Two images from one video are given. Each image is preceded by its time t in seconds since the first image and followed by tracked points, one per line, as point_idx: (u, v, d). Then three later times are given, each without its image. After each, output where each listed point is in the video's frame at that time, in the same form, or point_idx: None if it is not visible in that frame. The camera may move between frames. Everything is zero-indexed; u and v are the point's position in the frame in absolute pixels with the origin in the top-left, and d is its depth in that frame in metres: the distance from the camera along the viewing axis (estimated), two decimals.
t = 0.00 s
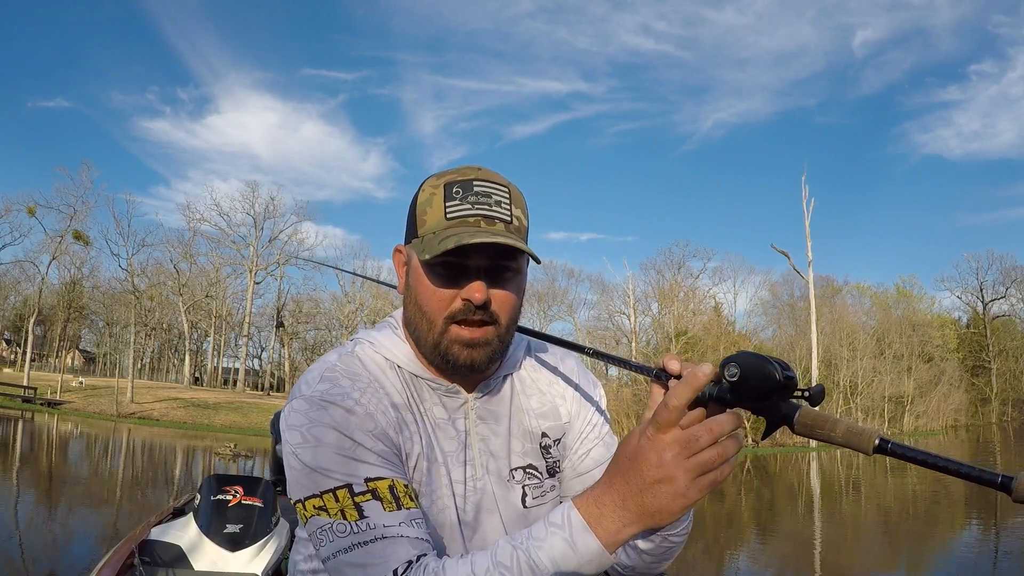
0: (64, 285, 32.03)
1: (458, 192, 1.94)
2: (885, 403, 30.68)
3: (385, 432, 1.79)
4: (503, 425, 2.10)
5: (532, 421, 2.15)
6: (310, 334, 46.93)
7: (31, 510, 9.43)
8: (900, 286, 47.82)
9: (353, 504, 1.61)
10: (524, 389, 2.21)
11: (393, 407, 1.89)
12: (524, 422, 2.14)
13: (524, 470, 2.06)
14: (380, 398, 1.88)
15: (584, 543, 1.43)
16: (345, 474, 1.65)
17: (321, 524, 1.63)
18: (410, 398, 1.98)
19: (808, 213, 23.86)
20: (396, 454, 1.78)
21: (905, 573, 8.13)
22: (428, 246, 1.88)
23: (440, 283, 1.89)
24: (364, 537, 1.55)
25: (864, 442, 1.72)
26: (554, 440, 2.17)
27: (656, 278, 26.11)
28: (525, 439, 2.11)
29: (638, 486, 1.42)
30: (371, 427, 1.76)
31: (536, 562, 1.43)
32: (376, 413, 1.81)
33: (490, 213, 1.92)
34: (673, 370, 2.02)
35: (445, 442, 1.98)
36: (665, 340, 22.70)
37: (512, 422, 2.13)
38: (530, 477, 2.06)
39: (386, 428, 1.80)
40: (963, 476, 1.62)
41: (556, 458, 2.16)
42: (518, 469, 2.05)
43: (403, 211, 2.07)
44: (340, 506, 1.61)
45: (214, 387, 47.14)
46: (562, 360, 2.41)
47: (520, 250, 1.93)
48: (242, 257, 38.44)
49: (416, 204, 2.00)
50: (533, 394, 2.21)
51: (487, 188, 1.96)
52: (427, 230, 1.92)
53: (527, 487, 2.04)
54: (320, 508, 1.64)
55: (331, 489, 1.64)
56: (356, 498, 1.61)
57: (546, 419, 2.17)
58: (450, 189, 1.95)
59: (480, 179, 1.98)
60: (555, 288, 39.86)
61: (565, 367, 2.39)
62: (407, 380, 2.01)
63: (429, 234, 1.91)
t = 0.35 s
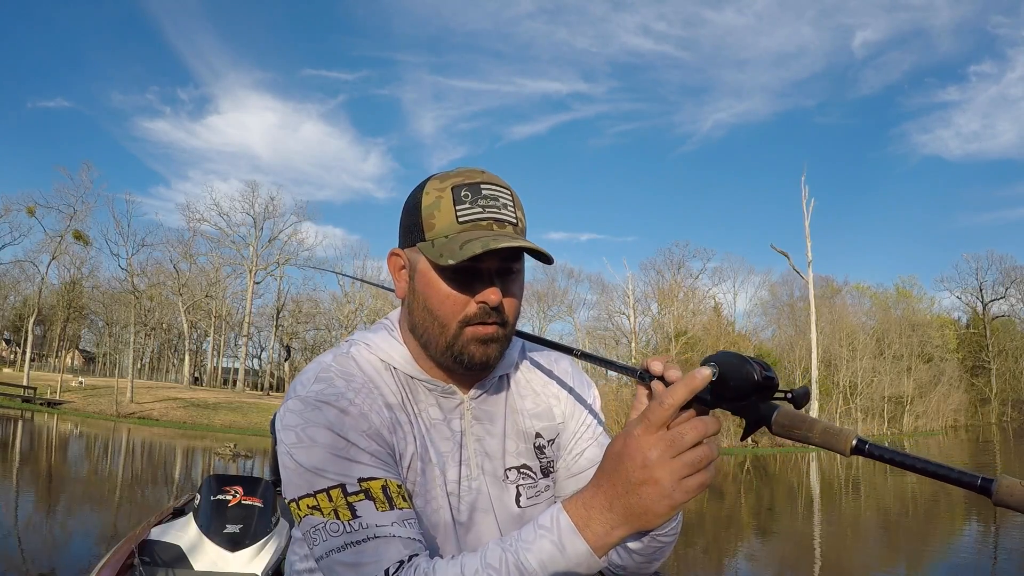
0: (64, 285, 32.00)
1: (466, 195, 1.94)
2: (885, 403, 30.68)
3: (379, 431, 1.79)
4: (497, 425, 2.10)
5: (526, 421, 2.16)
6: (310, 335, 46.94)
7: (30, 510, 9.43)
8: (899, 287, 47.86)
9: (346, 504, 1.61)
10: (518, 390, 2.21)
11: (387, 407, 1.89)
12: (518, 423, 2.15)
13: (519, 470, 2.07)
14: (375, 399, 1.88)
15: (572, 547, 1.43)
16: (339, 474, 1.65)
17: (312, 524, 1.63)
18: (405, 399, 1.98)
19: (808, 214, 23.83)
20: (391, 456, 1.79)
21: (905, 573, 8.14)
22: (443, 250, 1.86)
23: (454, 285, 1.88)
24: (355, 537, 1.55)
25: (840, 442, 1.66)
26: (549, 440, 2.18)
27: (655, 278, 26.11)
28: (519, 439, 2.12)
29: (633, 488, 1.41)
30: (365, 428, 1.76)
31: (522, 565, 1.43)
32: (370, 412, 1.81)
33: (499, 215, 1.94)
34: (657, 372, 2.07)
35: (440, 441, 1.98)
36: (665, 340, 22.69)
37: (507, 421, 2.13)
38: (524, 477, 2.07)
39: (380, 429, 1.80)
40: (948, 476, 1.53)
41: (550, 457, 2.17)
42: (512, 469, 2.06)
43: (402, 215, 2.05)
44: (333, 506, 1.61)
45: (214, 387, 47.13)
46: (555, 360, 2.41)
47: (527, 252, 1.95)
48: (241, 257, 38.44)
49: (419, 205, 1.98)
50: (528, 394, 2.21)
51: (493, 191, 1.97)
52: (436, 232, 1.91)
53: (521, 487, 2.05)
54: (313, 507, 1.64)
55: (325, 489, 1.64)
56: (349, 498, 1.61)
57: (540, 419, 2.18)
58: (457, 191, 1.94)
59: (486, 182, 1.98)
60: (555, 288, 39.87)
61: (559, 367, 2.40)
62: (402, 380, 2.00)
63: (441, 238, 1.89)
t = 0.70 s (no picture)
0: (63, 285, 31.98)
1: (468, 192, 1.94)
2: (884, 403, 30.69)
3: (372, 423, 1.79)
4: (495, 421, 2.11)
5: (524, 418, 2.17)
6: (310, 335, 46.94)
7: (30, 510, 9.43)
8: (899, 286, 47.92)
9: (323, 486, 1.54)
10: (517, 388, 2.22)
11: (382, 404, 1.89)
12: (516, 420, 2.16)
13: (516, 467, 2.08)
14: (372, 394, 1.87)
15: (536, 526, 1.30)
16: (319, 457, 1.60)
17: (291, 508, 1.57)
18: (400, 396, 1.98)
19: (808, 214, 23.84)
20: (379, 447, 1.76)
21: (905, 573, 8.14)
22: (449, 244, 1.85)
23: (458, 278, 1.87)
24: (328, 516, 1.48)
25: (809, 430, 1.65)
26: (546, 437, 2.18)
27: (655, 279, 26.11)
28: (517, 436, 2.13)
29: (623, 471, 1.30)
30: (358, 417, 1.75)
31: (482, 546, 1.31)
32: (365, 405, 1.82)
33: (501, 213, 1.95)
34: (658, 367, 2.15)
35: (437, 438, 1.98)
36: (664, 340, 22.70)
37: (505, 419, 2.14)
38: (523, 474, 2.08)
39: (373, 423, 1.79)
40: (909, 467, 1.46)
41: (548, 456, 2.17)
42: (510, 466, 2.07)
43: (402, 213, 2.05)
44: (310, 488, 1.55)
45: (214, 387, 47.13)
46: (552, 357, 2.39)
47: (528, 250, 1.96)
48: (241, 257, 38.45)
49: (421, 200, 1.97)
50: (525, 392, 2.22)
51: (495, 190, 1.97)
52: (440, 228, 1.90)
53: (519, 483, 2.06)
54: (293, 493, 1.58)
55: (305, 472, 1.58)
56: (326, 479, 1.55)
57: (537, 417, 2.19)
58: (460, 188, 1.94)
59: (487, 180, 1.99)
60: (555, 288, 39.89)
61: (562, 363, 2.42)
62: (400, 379, 2.00)
63: (445, 233, 1.88)
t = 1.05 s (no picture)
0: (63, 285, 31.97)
1: (471, 189, 1.92)
2: (884, 403, 30.70)
3: (368, 423, 1.76)
4: (497, 421, 2.10)
5: (525, 416, 2.17)
6: (309, 335, 46.93)
7: (29, 510, 9.42)
8: (898, 287, 47.97)
9: (311, 477, 1.52)
10: (519, 386, 2.22)
11: (382, 405, 1.87)
12: (518, 419, 2.16)
13: (519, 465, 2.09)
14: (372, 395, 1.86)
15: (522, 520, 1.27)
16: (311, 449, 1.57)
17: (280, 499, 1.54)
18: (399, 397, 1.96)
19: (808, 215, 23.83)
20: (375, 446, 1.74)
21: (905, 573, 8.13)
22: (456, 241, 1.82)
23: (465, 275, 1.85)
24: (311, 506, 1.46)
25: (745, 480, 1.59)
26: (549, 436, 2.19)
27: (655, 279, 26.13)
28: (519, 435, 2.13)
29: (634, 470, 1.30)
30: (354, 415, 1.73)
31: (466, 535, 1.28)
32: (364, 405, 1.79)
33: (503, 209, 1.95)
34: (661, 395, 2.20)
35: (438, 441, 1.97)
36: (664, 340, 22.71)
37: (506, 418, 2.14)
38: (526, 472, 2.09)
39: (369, 423, 1.77)
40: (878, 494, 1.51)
41: (550, 454, 2.18)
42: (513, 465, 2.08)
43: (400, 212, 2.01)
44: (299, 479, 1.52)
45: (214, 387, 47.09)
46: (551, 357, 2.38)
47: (533, 247, 1.95)
48: (240, 257, 38.48)
49: (423, 199, 1.94)
50: (527, 389, 2.22)
51: (494, 187, 1.97)
52: (445, 227, 1.87)
53: (523, 481, 2.07)
54: (282, 484, 1.55)
55: (296, 464, 1.55)
56: (315, 471, 1.52)
57: (540, 415, 2.19)
58: (463, 186, 1.92)
59: (488, 178, 1.98)
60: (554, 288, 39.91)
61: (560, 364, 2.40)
62: (400, 380, 1.98)
63: (451, 231, 1.86)
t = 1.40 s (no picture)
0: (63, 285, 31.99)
1: (472, 188, 1.93)
2: (884, 403, 30.71)
3: (364, 427, 1.74)
4: (499, 420, 2.09)
5: (527, 415, 2.17)
6: (309, 335, 46.94)
7: (29, 510, 9.42)
8: (898, 286, 48.01)
9: (303, 483, 1.52)
10: (520, 383, 2.21)
11: (380, 405, 1.85)
12: (520, 418, 2.15)
13: (522, 463, 2.08)
14: (370, 394, 1.84)
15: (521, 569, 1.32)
16: (305, 454, 1.57)
17: (271, 500, 1.54)
18: (400, 396, 1.95)
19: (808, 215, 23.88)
20: (372, 449, 1.73)
21: (904, 573, 8.12)
22: (459, 241, 1.83)
23: (467, 274, 1.86)
24: (301, 514, 1.46)
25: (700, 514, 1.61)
26: (551, 434, 2.18)
27: (654, 279, 26.16)
28: (521, 434, 2.12)
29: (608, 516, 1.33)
30: (351, 418, 1.71)
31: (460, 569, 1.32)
32: (361, 406, 1.77)
33: (503, 208, 1.95)
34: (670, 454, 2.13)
35: (440, 442, 1.96)
36: (663, 340, 22.72)
37: (509, 417, 2.13)
38: (528, 471, 2.08)
39: (367, 424, 1.76)
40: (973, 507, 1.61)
41: (552, 452, 2.17)
42: (516, 462, 2.07)
43: (402, 211, 2.00)
44: (291, 484, 1.52)
45: (214, 387, 47.09)
46: (553, 357, 2.39)
47: (532, 246, 1.96)
48: (240, 258, 38.51)
49: (423, 199, 1.94)
50: (528, 387, 2.22)
51: (493, 185, 1.97)
52: (446, 225, 1.87)
53: (525, 481, 2.06)
54: (274, 485, 1.55)
55: (290, 467, 1.55)
56: (308, 478, 1.52)
57: (542, 414, 2.19)
58: (462, 185, 1.92)
59: (487, 178, 1.98)
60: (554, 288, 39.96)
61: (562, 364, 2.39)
62: (401, 378, 1.97)
63: (453, 230, 1.86)
